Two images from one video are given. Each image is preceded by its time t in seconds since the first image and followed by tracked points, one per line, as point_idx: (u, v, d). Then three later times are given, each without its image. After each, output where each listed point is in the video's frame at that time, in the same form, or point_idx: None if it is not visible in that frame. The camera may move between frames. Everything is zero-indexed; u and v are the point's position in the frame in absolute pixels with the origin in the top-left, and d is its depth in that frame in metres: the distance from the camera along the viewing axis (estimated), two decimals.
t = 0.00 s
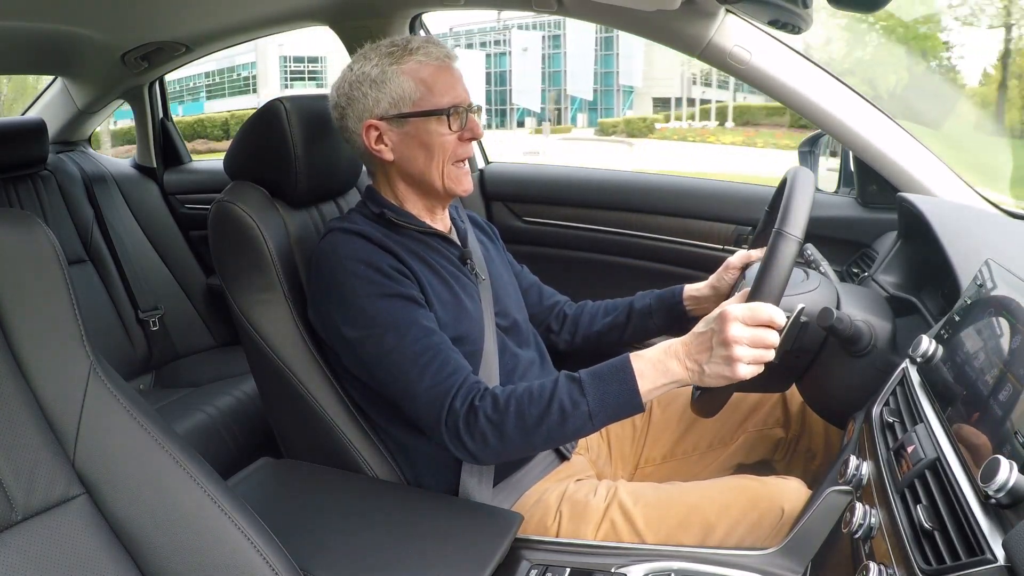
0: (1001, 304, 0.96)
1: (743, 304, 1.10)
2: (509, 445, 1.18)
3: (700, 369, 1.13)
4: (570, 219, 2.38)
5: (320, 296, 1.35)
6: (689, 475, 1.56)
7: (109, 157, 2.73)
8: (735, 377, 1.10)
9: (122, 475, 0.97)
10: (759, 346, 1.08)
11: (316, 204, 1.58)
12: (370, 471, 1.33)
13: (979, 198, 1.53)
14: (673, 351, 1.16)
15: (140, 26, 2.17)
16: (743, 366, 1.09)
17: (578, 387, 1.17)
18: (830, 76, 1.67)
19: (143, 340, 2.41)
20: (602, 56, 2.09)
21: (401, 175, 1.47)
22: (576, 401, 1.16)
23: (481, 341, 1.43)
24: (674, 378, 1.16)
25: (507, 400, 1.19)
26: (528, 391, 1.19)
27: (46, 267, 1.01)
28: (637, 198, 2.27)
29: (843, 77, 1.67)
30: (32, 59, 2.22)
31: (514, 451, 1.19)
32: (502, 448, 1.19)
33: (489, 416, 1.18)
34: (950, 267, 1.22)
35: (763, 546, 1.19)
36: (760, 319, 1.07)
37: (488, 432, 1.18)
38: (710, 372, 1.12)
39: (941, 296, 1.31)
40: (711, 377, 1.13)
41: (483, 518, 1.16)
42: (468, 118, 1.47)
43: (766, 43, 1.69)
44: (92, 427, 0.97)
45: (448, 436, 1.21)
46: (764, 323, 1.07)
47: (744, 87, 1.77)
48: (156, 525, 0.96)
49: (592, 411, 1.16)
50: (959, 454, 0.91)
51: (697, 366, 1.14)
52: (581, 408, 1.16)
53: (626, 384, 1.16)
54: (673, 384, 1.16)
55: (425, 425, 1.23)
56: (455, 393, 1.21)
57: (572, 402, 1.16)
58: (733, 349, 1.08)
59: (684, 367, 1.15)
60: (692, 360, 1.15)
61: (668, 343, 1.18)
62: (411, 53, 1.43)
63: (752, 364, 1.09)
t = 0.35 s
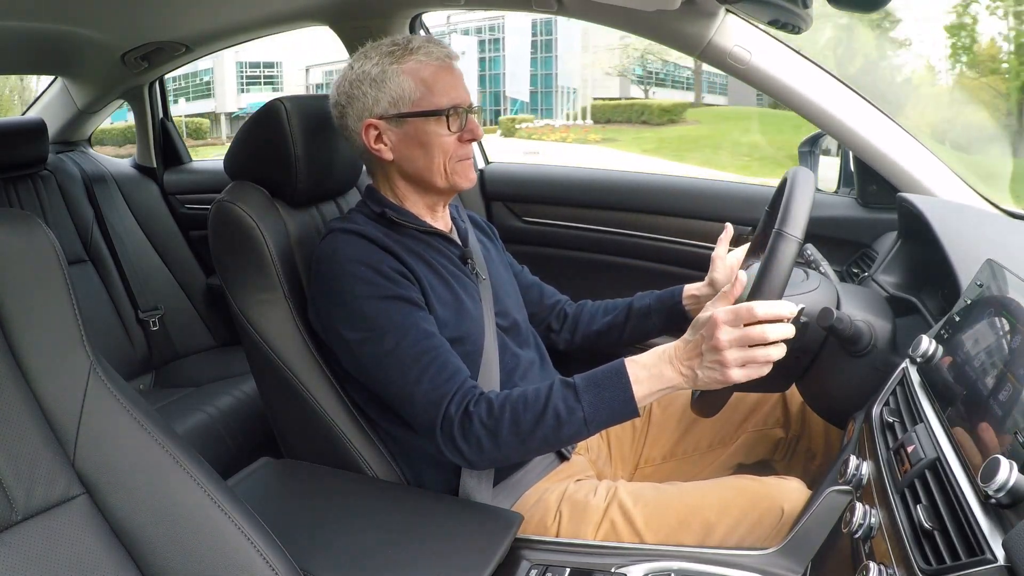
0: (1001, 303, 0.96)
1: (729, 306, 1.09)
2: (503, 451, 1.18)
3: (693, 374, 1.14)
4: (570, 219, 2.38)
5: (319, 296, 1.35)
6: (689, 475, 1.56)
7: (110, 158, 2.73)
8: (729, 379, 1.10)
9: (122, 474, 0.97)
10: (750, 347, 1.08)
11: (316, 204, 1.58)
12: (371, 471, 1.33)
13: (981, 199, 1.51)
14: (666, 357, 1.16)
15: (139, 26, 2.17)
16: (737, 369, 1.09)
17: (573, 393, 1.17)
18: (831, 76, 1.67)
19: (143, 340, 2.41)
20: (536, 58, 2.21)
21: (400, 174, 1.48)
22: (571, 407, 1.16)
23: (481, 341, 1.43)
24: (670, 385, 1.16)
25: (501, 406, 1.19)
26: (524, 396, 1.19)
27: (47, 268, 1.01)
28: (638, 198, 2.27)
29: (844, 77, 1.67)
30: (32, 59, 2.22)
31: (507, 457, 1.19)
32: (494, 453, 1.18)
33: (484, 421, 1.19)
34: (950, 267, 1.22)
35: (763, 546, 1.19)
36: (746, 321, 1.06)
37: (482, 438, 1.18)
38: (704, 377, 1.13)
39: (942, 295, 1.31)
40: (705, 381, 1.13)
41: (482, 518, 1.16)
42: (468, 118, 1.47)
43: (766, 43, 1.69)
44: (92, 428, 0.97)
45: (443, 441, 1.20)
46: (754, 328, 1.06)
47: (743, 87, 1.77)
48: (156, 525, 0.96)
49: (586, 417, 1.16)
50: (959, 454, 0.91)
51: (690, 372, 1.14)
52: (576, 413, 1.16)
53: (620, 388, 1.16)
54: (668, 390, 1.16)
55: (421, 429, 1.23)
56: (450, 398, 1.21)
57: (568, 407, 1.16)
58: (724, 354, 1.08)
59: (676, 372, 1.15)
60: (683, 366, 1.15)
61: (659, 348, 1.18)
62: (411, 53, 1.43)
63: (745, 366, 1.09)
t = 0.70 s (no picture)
0: (1000, 304, 0.96)
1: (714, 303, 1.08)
2: (495, 453, 1.18)
3: (683, 372, 1.13)
4: (570, 219, 2.38)
5: (318, 296, 1.35)
6: (689, 475, 1.56)
7: (109, 158, 2.73)
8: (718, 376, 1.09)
9: (122, 474, 0.97)
10: (736, 344, 1.07)
11: (316, 203, 1.58)
12: (370, 471, 1.33)
13: (979, 199, 1.51)
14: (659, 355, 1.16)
15: (139, 26, 2.17)
16: (725, 366, 1.08)
17: (563, 392, 1.17)
18: (831, 76, 1.67)
19: (143, 340, 2.41)
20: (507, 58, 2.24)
21: (396, 174, 1.48)
22: (561, 407, 1.16)
23: (481, 341, 1.43)
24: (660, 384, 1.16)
25: (492, 408, 1.19)
26: (515, 398, 1.19)
27: (47, 268, 1.01)
28: (638, 198, 2.27)
29: (844, 77, 1.67)
30: (32, 58, 2.22)
31: (500, 458, 1.19)
32: (487, 456, 1.18)
33: (478, 424, 1.18)
34: (949, 266, 1.22)
35: (763, 547, 1.19)
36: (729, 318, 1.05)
37: (475, 440, 1.18)
38: (695, 374, 1.12)
39: (941, 295, 1.31)
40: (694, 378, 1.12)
41: (482, 518, 1.16)
42: (461, 116, 1.47)
43: (766, 42, 1.69)
44: (92, 428, 0.97)
45: (436, 443, 1.21)
46: (738, 325, 1.05)
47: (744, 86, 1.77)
48: (157, 525, 0.96)
49: (579, 416, 1.16)
50: (959, 454, 0.91)
51: (679, 369, 1.14)
52: (566, 413, 1.16)
53: (610, 391, 1.15)
54: (658, 387, 1.16)
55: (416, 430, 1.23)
56: (442, 401, 1.21)
57: (558, 410, 1.16)
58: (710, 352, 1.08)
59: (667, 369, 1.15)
60: (674, 363, 1.14)
61: (649, 345, 1.17)
62: (402, 53, 1.43)
63: (734, 362, 1.08)
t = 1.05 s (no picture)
0: (1001, 304, 0.96)
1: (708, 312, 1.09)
2: (480, 460, 1.18)
3: (676, 384, 1.13)
4: (570, 220, 2.38)
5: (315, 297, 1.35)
6: (689, 474, 1.56)
7: (110, 158, 2.73)
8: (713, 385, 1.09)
9: (122, 474, 0.97)
10: (731, 350, 1.07)
11: (316, 204, 1.58)
12: (370, 472, 1.33)
13: (978, 198, 1.52)
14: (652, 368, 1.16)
15: (139, 26, 2.17)
16: (720, 375, 1.07)
17: (553, 403, 1.17)
18: (830, 76, 1.67)
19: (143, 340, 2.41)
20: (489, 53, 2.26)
21: (396, 174, 1.48)
22: (550, 417, 1.16)
23: (481, 341, 1.43)
24: (651, 398, 1.15)
25: (480, 414, 1.19)
26: (506, 407, 1.19)
27: (47, 268, 1.01)
28: (637, 198, 2.27)
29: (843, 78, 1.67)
30: (31, 59, 2.22)
31: (485, 467, 1.19)
32: (470, 462, 1.18)
33: (465, 429, 1.18)
34: (949, 267, 1.22)
35: (763, 547, 1.19)
36: (725, 323, 1.06)
37: (461, 446, 1.18)
38: (687, 385, 1.12)
39: (941, 295, 1.31)
40: (688, 389, 1.12)
41: (482, 519, 1.16)
42: (459, 112, 1.46)
43: (766, 42, 1.69)
44: (92, 428, 0.97)
45: (421, 449, 1.20)
46: (732, 330, 1.05)
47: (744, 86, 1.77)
48: (156, 525, 0.96)
49: (568, 426, 1.16)
50: (959, 454, 0.91)
51: (671, 382, 1.14)
52: (555, 424, 1.15)
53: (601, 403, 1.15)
54: (648, 401, 1.16)
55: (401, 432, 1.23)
56: (430, 406, 1.20)
57: (547, 420, 1.16)
58: (706, 360, 1.07)
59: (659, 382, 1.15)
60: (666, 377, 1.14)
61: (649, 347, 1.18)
62: (395, 51, 1.43)
63: (730, 370, 1.08)
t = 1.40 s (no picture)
0: (1001, 303, 0.96)
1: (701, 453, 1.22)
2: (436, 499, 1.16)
3: (645, 497, 1.20)
4: (570, 220, 2.38)
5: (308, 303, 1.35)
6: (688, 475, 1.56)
7: (110, 158, 2.73)
8: (676, 506, 1.17)
9: (121, 474, 0.97)
10: (708, 479, 1.17)
11: (316, 204, 1.59)
12: (369, 472, 1.33)
13: (979, 198, 1.53)
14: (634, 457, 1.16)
15: (139, 25, 2.17)
16: (687, 498, 1.17)
17: (538, 469, 1.17)
18: (830, 76, 1.67)
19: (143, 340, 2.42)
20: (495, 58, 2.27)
21: (399, 174, 1.48)
22: (531, 481, 1.16)
23: (480, 342, 1.43)
24: (612, 499, 1.19)
25: (464, 453, 1.18)
26: (483, 454, 1.18)
27: (47, 268, 1.02)
28: (638, 198, 2.27)
29: (843, 78, 1.67)
30: (32, 59, 2.22)
31: (438, 506, 1.17)
32: (428, 491, 1.17)
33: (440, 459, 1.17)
34: (949, 267, 1.23)
35: (764, 547, 1.19)
36: (712, 460, 1.19)
37: (427, 475, 1.16)
38: (654, 500, 1.19)
39: (941, 295, 1.30)
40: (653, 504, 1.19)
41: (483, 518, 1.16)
42: (463, 114, 1.47)
43: (766, 43, 1.69)
44: (91, 428, 0.97)
45: (388, 466, 1.19)
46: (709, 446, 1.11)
47: (743, 86, 1.77)
48: (156, 525, 0.96)
49: (534, 498, 1.15)
50: (959, 454, 0.90)
51: (642, 494, 1.20)
52: (533, 488, 1.15)
53: (573, 484, 1.17)
54: (614, 502, 1.19)
55: (371, 443, 1.21)
56: (410, 426, 1.20)
57: (517, 484, 1.15)
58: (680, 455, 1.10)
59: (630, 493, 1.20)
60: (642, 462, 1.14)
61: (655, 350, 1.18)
62: (401, 51, 1.43)
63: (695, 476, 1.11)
